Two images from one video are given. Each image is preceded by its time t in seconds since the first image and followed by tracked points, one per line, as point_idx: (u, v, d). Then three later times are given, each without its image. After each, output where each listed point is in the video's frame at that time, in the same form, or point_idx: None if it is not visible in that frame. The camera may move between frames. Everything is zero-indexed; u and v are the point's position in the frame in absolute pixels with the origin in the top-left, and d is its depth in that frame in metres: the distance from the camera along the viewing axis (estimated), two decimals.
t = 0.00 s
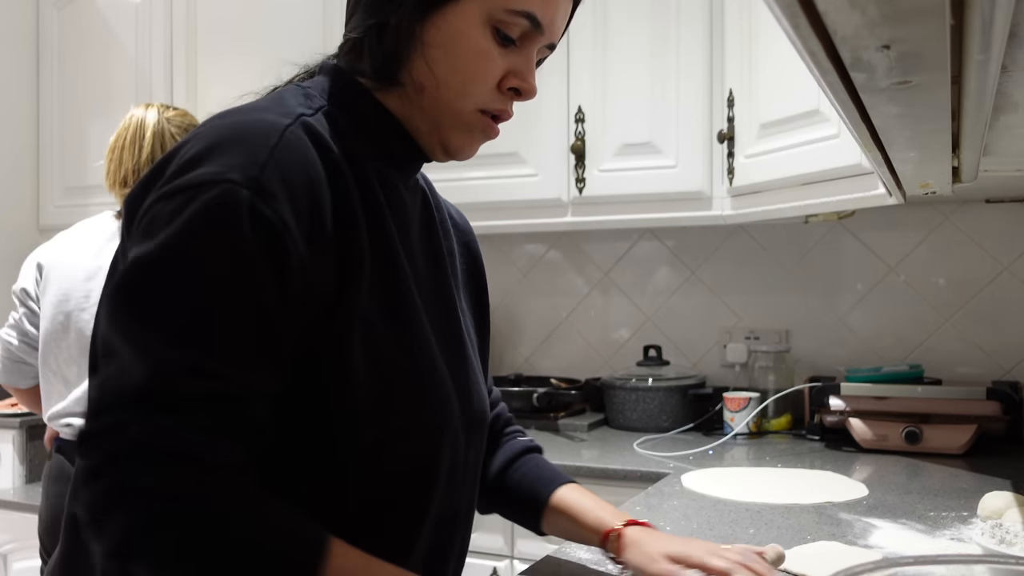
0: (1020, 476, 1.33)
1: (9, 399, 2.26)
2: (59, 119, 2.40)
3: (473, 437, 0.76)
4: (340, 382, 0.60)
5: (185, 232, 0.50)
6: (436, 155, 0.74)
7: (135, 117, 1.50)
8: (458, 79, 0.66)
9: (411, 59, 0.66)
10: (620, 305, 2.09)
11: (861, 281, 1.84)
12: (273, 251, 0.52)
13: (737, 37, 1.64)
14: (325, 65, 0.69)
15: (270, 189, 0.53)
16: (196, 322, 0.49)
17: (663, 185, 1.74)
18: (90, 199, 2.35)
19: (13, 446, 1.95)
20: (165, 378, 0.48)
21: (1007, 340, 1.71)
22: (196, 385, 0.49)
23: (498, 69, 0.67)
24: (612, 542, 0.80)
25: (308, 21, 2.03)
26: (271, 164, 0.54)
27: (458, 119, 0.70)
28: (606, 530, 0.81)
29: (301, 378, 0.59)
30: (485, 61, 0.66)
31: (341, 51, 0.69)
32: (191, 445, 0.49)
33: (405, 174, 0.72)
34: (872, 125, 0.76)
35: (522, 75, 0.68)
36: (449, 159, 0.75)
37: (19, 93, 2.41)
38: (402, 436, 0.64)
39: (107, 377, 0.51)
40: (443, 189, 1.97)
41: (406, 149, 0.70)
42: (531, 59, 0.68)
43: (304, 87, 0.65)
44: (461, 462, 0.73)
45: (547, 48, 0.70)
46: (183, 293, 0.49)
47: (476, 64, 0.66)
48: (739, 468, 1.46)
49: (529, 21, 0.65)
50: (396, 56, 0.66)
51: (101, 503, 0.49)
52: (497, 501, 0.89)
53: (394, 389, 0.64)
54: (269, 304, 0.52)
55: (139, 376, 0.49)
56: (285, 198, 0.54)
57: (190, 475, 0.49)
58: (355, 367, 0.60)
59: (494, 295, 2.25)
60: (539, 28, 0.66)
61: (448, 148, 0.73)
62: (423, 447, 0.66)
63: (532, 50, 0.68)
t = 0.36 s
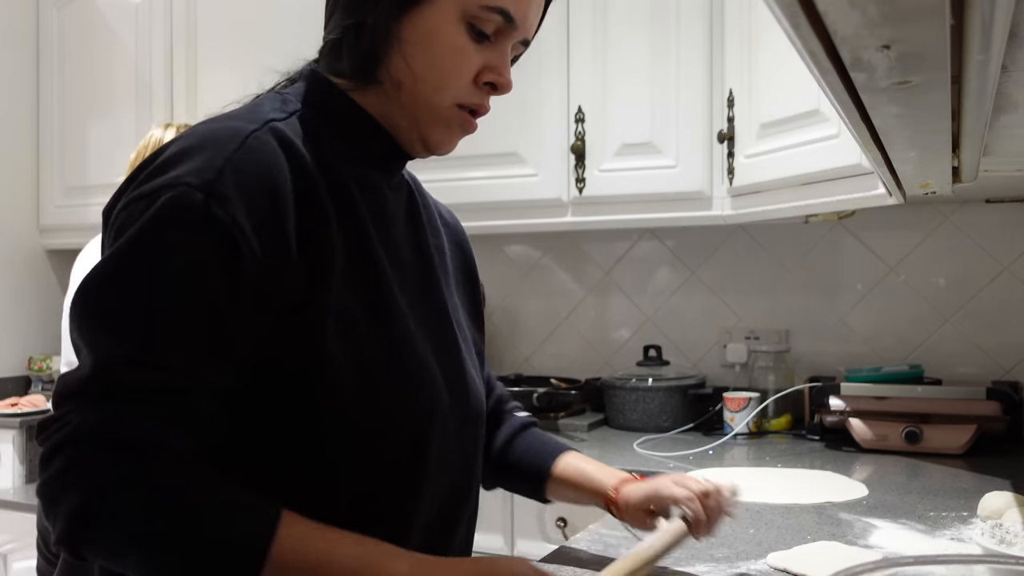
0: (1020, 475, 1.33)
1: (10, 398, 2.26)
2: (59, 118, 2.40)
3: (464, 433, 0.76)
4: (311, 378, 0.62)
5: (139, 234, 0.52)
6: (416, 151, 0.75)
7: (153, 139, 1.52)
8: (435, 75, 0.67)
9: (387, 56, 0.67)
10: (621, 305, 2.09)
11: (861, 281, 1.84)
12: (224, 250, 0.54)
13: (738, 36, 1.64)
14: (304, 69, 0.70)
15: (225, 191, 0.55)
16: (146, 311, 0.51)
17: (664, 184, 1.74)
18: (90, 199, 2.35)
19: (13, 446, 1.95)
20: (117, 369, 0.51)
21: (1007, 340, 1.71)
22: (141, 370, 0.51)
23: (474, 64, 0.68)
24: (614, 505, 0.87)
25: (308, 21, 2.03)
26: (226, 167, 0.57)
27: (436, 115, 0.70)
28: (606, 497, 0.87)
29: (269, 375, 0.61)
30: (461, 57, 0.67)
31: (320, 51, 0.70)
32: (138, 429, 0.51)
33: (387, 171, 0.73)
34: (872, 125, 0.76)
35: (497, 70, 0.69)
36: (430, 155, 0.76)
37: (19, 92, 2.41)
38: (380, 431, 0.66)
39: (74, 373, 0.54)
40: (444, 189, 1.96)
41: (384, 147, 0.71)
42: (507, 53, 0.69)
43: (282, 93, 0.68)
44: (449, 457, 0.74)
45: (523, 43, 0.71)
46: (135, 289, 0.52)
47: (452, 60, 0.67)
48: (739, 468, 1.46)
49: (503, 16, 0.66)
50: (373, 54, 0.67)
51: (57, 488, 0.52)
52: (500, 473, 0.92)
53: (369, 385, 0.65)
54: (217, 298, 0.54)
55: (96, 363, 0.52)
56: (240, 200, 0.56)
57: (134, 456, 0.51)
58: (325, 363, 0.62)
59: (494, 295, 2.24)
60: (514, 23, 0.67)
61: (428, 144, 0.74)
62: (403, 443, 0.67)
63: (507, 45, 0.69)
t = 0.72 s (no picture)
0: (1019, 475, 1.33)
1: (10, 398, 2.26)
2: (59, 118, 2.40)
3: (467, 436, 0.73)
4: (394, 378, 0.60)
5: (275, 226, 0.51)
6: (425, 150, 0.74)
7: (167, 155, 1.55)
8: (446, 74, 0.67)
9: (398, 55, 0.66)
10: (620, 305, 2.09)
11: (861, 280, 1.84)
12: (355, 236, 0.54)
13: (737, 36, 1.64)
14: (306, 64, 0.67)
15: (328, 179, 0.55)
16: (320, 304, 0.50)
17: (663, 184, 1.74)
18: (90, 199, 2.35)
19: (13, 447, 1.95)
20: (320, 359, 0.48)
21: (1007, 339, 1.71)
22: (351, 365, 0.49)
23: (485, 63, 0.67)
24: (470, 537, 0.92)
25: (308, 21, 2.03)
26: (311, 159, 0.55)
27: (447, 114, 0.70)
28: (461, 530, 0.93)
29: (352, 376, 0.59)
30: (473, 56, 0.66)
31: (325, 48, 0.67)
32: (390, 412, 0.49)
33: (394, 172, 0.71)
34: (872, 125, 0.76)
35: (506, 69, 0.69)
36: (438, 154, 0.75)
37: (19, 93, 2.41)
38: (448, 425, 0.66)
39: (247, 385, 0.48)
40: (444, 189, 1.97)
41: (398, 145, 0.70)
42: (516, 52, 0.69)
43: (293, 85, 0.64)
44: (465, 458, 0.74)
45: (529, 42, 0.71)
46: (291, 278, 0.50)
47: (464, 59, 0.66)
48: (738, 468, 1.46)
49: (514, 15, 0.66)
50: (384, 52, 0.66)
51: (315, 498, 0.47)
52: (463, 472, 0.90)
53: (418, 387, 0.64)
54: (368, 288, 0.54)
55: (290, 365, 0.48)
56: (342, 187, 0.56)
57: (399, 454, 0.48)
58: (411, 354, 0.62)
59: (493, 295, 2.24)
60: (524, 22, 0.67)
61: (437, 143, 0.74)
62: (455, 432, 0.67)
63: (517, 44, 0.69)
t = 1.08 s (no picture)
0: (1019, 475, 1.33)
1: (10, 398, 2.26)
2: (59, 118, 2.40)
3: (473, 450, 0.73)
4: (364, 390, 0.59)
5: (215, 230, 0.49)
6: (436, 154, 0.74)
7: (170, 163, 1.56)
8: (469, 79, 0.67)
9: (421, 56, 0.66)
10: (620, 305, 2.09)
11: (862, 280, 1.84)
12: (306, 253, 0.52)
13: (737, 35, 1.64)
14: (322, 60, 0.66)
15: (301, 188, 0.53)
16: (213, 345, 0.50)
17: (663, 184, 1.74)
18: (90, 199, 2.35)
19: (13, 447, 1.95)
20: (200, 373, 0.48)
21: (1007, 339, 1.71)
22: (221, 382, 0.48)
23: (507, 69, 0.67)
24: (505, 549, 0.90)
25: (308, 22, 2.03)
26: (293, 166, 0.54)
27: (464, 119, 0.70)
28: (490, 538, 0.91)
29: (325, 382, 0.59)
30: (496, 61, 0.67)
31: (341, 45, 0.67)
32: (223, 441, 0.48)
33: (404, 173, 0.71)
34: (872, 125, 0.76)
35: (527, 75, 0.69)
36: (450, 158, 0.75)
37: (19, 93, 2.41)
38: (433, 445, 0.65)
39: (126, 374, 0.50)
40: (444, 189, 1.97)
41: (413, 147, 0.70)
42: (536, 60, 0.69)
43: (306, 84, 0.62)
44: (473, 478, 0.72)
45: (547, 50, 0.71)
46: (212, 287, 0.49)
47: (487, 64, 0.66)
48: (738, 468, 1.46)
49: (539, 22, 0.66)
50: (407, 52, 0.66)
51: (118, 504, 0.48)
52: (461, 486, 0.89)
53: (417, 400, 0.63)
54: (303, 308, 0.52)
55: (157, 361, 0.48)
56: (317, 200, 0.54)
57: (221, 475, 0.48)
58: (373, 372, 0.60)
59: (493, 295, 2.24)
60: (547, 30, 0.67)
61: (451, 147, 0.73)
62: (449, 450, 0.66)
63: (538, 52, 0.69)
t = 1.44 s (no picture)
0: (1019, 475, 1.33)
1: (10, 398, 2.26)
2: (59, 117, 2.40)
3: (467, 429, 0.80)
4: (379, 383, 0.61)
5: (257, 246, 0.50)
6: (439, 156, 0.75)
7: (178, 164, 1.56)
8: (466, 83, 0.66)
9: (419, 61, 0.66)
10: (620, 305, 2.09)
11: (861, 280, 1.84)
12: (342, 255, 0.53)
13: (737, 36, 1.64)
14: (327, 64, 0.66)
15: (323, 195, 0.54)
16: (279, 334, 0.50)
17: (663, 184, 1.74)
18: (90, 199, 2.35)
19: (13, 447, 1.95)
20: (281, 385, 0.49)
21: (1007, 339, 1.71)
22: (300, 392, 0.50)
23: (506, 74, 0.67)
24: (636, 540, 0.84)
25: (309, 22, 2.03)
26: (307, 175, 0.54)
27: (465, 122, 0.70)
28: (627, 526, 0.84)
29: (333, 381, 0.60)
30: (494, 65, 0.66)
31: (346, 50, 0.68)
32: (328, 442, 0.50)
33: (408, 175, 0.72)
34: (872, 125, 0.76)
35: (527, 79, 0.69)
36: (453, 160, 0.76)
37: (19, 93, 2.41)
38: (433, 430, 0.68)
39: (205, 401, 0.50)
40: (443, 189, 1.97)
41: (413, 150, 0.70)
42: (537, 63, 0.69)
43: (310, 87, 0.62)
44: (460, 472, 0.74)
45: (552, 52, 0.70)
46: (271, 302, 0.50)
47: (485, 68, 0.66)
48: (738, 468, 1.46)
49: (538, 27, 0.65)
50: (406, 58, 0.66)
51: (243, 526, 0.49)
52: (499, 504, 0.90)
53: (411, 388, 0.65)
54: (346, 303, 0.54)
55: (241, 382, 0.49)
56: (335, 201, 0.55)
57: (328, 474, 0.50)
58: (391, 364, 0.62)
59: (493, 296, 2.24)
60: (547, 33, 0.66)
61: (452, 149, 0.74)
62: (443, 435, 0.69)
63: (538, 55, 0.68)
